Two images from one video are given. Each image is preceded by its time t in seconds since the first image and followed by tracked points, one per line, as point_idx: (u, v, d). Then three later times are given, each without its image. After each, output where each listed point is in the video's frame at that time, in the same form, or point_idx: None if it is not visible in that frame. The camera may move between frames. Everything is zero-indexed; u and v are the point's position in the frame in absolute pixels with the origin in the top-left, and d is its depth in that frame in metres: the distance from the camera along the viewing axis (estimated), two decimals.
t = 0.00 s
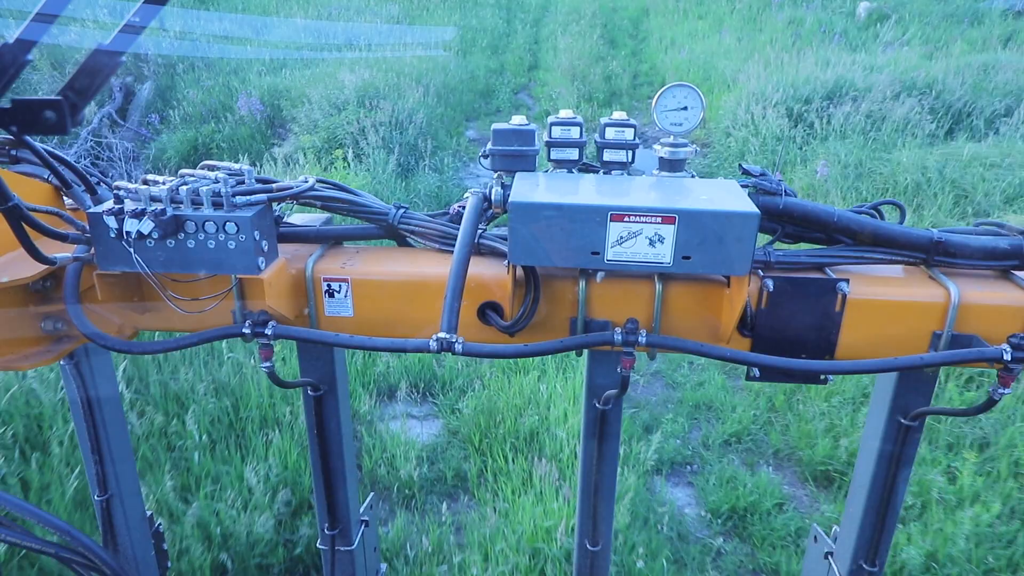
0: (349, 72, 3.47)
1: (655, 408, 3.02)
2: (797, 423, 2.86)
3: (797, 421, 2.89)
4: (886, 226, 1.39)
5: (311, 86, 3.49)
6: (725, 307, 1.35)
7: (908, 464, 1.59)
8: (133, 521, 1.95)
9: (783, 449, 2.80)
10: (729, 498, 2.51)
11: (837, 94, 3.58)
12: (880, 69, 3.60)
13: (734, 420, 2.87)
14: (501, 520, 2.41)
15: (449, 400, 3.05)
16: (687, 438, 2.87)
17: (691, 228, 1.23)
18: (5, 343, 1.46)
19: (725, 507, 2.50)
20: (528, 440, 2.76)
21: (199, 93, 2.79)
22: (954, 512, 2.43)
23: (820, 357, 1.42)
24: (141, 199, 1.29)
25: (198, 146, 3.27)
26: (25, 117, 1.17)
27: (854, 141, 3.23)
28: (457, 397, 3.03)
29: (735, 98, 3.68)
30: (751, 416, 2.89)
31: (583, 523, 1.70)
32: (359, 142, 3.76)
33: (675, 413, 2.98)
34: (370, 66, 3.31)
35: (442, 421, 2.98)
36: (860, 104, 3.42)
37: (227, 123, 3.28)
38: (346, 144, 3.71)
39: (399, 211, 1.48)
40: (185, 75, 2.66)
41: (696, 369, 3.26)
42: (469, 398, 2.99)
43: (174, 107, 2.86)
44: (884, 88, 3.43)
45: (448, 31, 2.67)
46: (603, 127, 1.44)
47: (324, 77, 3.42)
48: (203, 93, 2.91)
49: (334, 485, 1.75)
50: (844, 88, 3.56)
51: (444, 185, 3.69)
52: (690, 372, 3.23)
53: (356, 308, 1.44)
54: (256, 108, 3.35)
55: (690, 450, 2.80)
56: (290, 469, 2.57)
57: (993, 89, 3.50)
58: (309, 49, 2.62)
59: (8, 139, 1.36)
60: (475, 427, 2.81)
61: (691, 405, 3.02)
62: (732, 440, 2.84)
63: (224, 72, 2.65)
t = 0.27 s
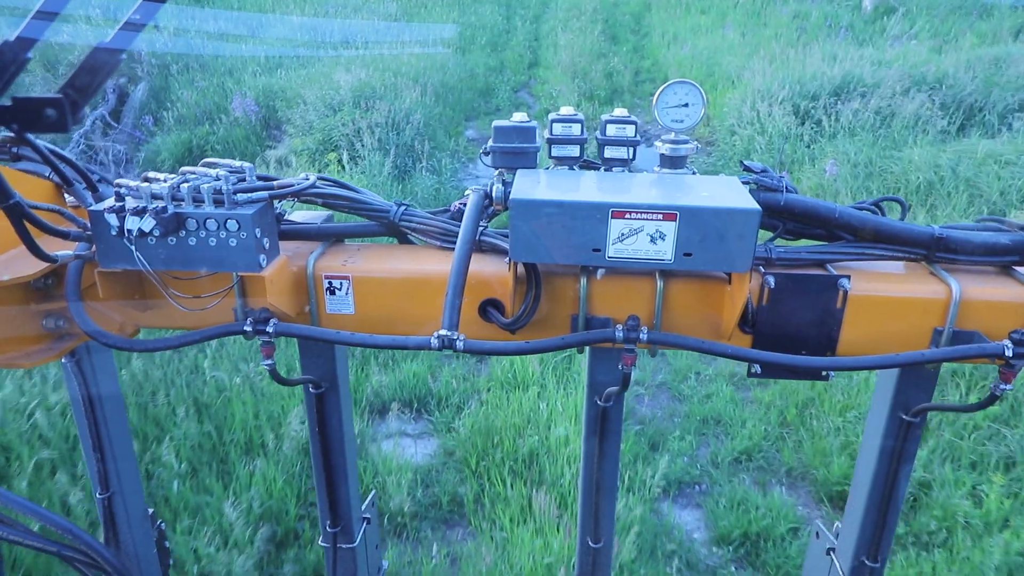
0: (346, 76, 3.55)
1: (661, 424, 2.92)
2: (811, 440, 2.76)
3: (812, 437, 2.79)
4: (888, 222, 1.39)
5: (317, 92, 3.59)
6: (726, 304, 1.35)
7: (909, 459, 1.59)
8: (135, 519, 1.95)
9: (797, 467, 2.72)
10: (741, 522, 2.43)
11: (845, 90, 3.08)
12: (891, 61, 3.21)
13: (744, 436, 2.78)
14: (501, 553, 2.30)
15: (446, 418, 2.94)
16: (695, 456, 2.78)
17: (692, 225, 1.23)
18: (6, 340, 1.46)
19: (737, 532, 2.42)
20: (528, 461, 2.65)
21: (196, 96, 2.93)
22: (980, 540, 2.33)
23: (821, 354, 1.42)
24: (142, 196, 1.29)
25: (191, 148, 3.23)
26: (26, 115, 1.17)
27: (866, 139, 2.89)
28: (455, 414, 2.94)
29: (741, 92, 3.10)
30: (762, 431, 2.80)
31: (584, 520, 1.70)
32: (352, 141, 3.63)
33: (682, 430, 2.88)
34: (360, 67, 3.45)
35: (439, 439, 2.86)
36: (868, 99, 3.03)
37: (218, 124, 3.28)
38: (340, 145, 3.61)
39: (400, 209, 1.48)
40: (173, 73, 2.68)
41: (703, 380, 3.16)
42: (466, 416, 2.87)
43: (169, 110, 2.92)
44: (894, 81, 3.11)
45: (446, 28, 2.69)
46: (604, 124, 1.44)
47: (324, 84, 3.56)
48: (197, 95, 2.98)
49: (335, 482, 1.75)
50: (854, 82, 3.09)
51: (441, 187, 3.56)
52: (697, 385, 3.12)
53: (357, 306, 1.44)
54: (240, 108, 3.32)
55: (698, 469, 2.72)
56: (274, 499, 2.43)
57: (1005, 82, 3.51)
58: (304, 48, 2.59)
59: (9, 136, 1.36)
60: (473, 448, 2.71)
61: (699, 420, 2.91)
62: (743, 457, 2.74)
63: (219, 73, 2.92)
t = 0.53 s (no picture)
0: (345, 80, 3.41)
1: (667, 443, 2.78)
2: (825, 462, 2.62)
3: (825, 458, 2.65)
4: (891, 221, 1.39)
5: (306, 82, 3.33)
6: (730, 304, 1.35)
7: (914, 459, 1.59)
8: (139, 520, 1.95)
9: (809, 490, 2.58)
10: (751, 555, 2.30)
11: (851, 89, 3.21)
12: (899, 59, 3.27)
13: (754, 457, 2.65)
14: None
15: (440, 438, 2.78)
16: (703, 478, 2.65)
17: (696, 225, 1.23)
18: (10, 341, 1.46)
19: (747, 564, 2.29)
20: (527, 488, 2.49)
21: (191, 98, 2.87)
22: None
23: (825, 353, 1.42)
24: (146, 197, 1.29)
25: (186, 156, 3.02)
26: (28, 116, 1.17)
27: (874, 142, 3.04)
28: (449, 435, 2.80)
29: (743, 93, 3.20)
30: (773, 452, 2.67)
31: (588, 520, 1.70)
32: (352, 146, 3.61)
33: (689, 452, 2.74)
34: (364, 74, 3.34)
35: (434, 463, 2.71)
36: (877, 100, 3.20)
37: (216, 128, 3.20)
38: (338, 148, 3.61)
39: (404, 209, 1.48)
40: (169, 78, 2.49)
41: (710, 397, 3.01)
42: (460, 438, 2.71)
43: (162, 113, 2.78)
44: (904, 81, 3.23)
45: (444, 27, 2.59)
46: (607, 124, 1.44)
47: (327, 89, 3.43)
48: (190, 97, 2.90)
49: (339, 483, 1.75)
50: (860, 83, 3.20)
51: (438, 192, 3.42)
52: (704, 402, 2.98)
53: (361, 307, 1.44)
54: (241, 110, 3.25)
55: (706, 493, 2.58)
56: (254, 534, 2.30)
57: (1017, 81, 3.54)
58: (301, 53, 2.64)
59: (12, 138, 1.37)
60: (469, 474, 2.54)
61: (705, 439, 2.78)
62: (753, 479, 2.61)
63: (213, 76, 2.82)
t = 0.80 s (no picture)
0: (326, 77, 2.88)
1: (674, 464, 2.70)
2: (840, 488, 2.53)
3: (840, 484, 2.56)
4: (894, 221, 1.39)
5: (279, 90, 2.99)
6: (732, 304, 1.35)
7: (916, 459, 1.59)
8: (141, 521, 1.95)
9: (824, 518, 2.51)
10: None
11: (860, 90, 3.02)
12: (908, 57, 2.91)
13: (766, 482, 2.57)
14: None
15: (434, 462, 2.68)
16: (712, 505, 2.56)
17: (698, 225, 1.23)
18: (13, 341, 1.46)
19: None
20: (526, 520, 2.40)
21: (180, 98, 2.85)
22: None
23: (827, 353, 1.42)
24: (148, 197, 1.29)
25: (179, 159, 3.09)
26: (29, 116, 1.17)
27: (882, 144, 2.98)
28: (445, 458, 2.69)
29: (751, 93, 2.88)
30: (785, 476, 2.58)
31: (590, 520, 1.70)
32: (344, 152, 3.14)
33: (698, 476, 2.66)
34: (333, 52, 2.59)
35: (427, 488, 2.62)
36: (887, 100, 3.04)
37: (207, 131, 3.08)
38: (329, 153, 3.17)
39: (406, 209, 1.48)
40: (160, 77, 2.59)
41: (718, 415, 2.91)
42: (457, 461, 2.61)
43: (151, 114, 2.90)
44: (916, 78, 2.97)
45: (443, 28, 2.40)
46: (610, 124, 1.44)
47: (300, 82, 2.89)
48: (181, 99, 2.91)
49: (341, 483, 1.75)
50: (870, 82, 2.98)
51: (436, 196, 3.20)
52: (712, 419, 2.89)
53: (363, 307, 1.44)
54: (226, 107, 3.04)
55: (715, 521, 2.50)
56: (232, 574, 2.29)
57: None
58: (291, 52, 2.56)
59: (15, 139, 1.37)
60: (464, 503, 2.45)
61: (714, 462, 2.70)
62: (765, 506, 2.53)
63: (204, 77, 2.80)
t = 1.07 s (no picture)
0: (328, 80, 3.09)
1: (682, 493, 2.61)
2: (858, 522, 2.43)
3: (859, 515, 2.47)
4: (893, 221, 1.39)
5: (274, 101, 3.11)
6: (731, 304, 1.35)
7: (915, 459, 1.59)
8: (140, 517, 1.95)
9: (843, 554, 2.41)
10: None
11: (870, 95, 3.68)
12: (922, 64, 3.88)
13: (780, 514, 2.48)
14: None
15: (429, 490, 2.58)
16: (723, 538, 2.45)
17: (697, 225, 1.23)
18: (13, 340, 1.47)
19: None
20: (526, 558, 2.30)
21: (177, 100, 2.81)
22: None
23: (826, 353, 1.42)
24: (147, 196, 1.29)
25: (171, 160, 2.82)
26: (30, 114, 1.17)
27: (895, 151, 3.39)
28: (440, 486, 2.60)
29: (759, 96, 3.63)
30: (799, 508, 2.50)
31: (588, 519, 1.71)
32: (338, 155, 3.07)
33: (708, 507, 2.55)
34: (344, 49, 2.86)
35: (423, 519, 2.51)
36: (898, 106, 3.62)
37: (202, 133, 2.97)
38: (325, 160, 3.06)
39: (405, 208, 1.48)
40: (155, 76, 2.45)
41: (726, 438, 2.86)
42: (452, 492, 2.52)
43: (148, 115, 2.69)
44: (925, 88, 3.66)
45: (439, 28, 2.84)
46: (609, 124, 1.44)
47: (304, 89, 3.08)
48: (178, 101, 2.83)
49: (340, 482, 1.75)
50: (880, 86, 3.70)
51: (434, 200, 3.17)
52: (721, 443, 2.82)
53: (362, 306, 1.44)
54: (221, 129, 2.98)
55: (726, 556, 2.40)
56: None
57: None
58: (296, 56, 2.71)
59: (14, 137, 1.37)
60: (459, 539, 2.36)
61: (725, 490, 2.61)
62: (779, 540, 2.43)
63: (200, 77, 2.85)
